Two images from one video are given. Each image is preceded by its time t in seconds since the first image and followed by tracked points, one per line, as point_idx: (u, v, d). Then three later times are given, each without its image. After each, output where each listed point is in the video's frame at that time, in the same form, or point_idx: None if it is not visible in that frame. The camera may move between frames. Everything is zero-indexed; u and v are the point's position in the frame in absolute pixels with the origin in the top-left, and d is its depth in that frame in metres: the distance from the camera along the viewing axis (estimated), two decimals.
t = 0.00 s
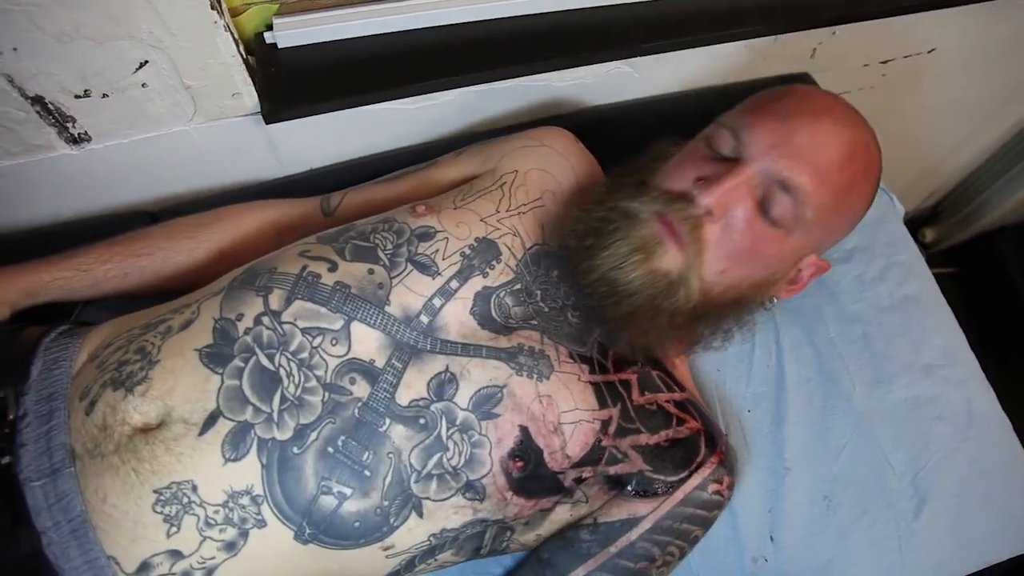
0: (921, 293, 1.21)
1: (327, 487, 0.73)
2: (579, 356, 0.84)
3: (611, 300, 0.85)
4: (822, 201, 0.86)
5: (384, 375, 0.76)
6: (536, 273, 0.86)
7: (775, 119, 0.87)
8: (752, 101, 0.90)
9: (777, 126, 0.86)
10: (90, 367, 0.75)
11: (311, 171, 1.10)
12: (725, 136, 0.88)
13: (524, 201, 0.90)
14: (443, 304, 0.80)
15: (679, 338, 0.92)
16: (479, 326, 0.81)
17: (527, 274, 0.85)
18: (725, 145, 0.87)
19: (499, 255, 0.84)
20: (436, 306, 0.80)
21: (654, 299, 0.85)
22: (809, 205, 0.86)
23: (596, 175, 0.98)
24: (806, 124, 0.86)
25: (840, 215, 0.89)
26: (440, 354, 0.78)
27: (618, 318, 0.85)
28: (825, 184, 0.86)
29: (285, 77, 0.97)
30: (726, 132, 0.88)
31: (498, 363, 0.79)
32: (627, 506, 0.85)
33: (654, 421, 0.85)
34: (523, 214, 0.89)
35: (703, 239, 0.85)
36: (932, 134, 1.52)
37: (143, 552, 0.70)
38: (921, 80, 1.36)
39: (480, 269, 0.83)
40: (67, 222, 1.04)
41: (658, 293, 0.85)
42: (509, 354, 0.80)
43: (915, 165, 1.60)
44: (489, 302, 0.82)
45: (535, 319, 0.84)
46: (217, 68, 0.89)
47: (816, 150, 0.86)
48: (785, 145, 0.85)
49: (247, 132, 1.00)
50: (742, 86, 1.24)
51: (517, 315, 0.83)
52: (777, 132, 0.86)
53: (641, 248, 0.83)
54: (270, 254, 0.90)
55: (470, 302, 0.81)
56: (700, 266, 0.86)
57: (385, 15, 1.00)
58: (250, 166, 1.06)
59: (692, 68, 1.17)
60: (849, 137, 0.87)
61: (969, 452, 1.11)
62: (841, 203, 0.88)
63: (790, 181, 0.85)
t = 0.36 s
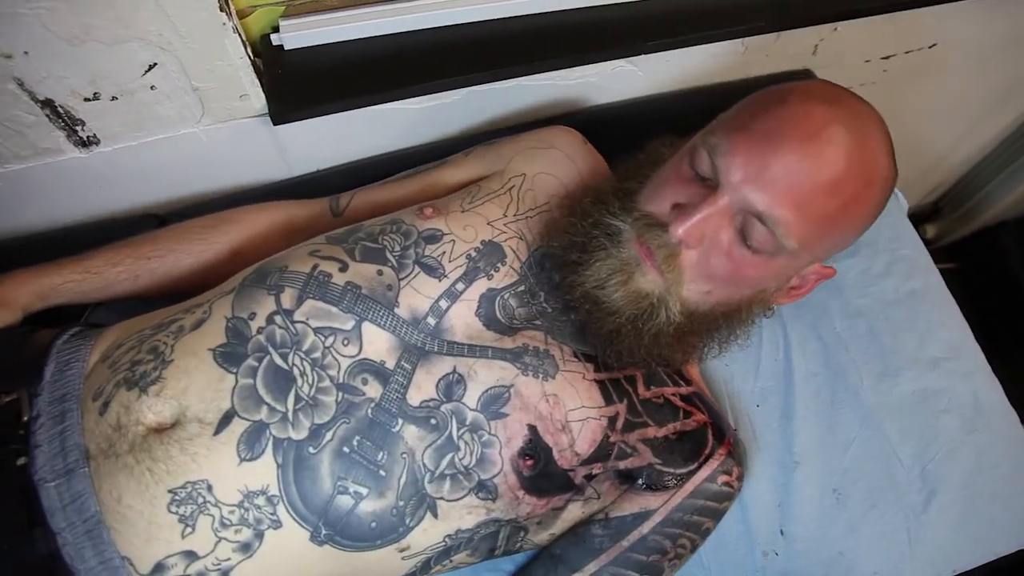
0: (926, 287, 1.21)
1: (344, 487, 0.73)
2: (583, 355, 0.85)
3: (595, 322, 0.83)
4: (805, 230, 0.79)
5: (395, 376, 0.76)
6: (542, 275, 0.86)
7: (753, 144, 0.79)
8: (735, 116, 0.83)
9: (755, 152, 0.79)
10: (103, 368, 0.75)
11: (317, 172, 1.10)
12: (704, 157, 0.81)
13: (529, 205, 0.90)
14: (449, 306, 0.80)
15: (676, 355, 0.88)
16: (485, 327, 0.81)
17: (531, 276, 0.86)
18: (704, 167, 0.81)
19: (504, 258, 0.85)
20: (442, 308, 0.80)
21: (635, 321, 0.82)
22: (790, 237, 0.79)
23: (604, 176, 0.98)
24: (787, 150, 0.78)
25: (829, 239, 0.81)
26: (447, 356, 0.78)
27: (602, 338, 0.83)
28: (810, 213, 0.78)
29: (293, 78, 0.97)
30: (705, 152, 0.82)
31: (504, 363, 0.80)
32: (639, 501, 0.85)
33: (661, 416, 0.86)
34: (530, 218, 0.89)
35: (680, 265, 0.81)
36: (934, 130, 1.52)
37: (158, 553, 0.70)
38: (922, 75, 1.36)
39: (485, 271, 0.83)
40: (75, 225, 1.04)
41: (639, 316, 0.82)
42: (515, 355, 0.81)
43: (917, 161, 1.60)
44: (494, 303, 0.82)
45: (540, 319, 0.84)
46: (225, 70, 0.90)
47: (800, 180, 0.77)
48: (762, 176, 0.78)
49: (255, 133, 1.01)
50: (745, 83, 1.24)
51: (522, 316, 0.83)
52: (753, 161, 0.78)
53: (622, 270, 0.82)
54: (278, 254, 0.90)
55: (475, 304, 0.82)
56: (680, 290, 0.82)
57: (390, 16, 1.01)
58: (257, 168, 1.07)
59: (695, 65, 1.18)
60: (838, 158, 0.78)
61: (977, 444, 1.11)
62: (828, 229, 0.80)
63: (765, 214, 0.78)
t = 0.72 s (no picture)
0: (931, 290, 1.21)
1: (352, 493, 0.73)
2: (590, 361, 0.84)
3: (606, 332, 0.83)
4: (818, 245, 0.79)
5: (401, 382, 0.76)
6: (549, 281, 0.86)
7: (768, 158, 0.79)
8: (749, 127, 0.82)
9: (769, 166, 0.79)
10: (108, 375, 0.75)
11: (321, 177, 1.10)
12: (718, 169, 0.81)
13: (535, 210, 0.90)
14: (456, 312, 0.80)
15: (684, 364, 0.88)
16: (491, 332, 0.81)
17: (537, 281, 0.85)
18: (718, 178, 0.81)
19: (509, 263, 0.85)
20: (448, 313, 0.80)
21: (647, 331, 0.82)
22: (803, 252, 0.79)
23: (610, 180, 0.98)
24: (801, 165, 0.78)
25: (841, 252, 0.82)
26: (454, 361, 0.78)
27: (613, 349, 0.83)
28: (824, 227, 0.79)
29: (297, 83, 0.97)
30: (719, 163, 0.81)
31: (511, 369, 0.80)
32: (646, 507, 0.85)
33: (668, 423, 0.85)
34: (534, 222, 0.89)
35: (693, 276, 0.81)
36: (936, 132, 1.52)
37: (164, 561, 0.70)
38: (924, 78, 1.36)
39: (491, 276, 0.83)
40: (78, 231, 1.04)
41: (652, 325, 0.82)
42: (521, 360, 0.80)
43: (919, 163, 1.60)
44: (500, 308, 0.82)
45: (546, 325, 0.84)
46: (228, 75, 0.90)
47: (815, 196, 0.78)
48: (777, 192, 0.78)
49: (258, 138, 1.01)
50: (748, 86, 1.24)
51: (528, 321, 0.83)
52: (768, 174, 0.78)
53: (635, 280, 0.81)
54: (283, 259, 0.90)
55: (481, 309, 0.81)
56: (693, 301, 0.82)
57: (394, 20, 1.00)
58: (261, 173, 1.06)
59: (698, 68, 1.17)
60: (851, 172, 0.79)
61: (982, 448, 1.11)
62: (841, 243, 0.80)
63: (779, 229, 0.78)
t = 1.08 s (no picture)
0: (928, 289, 1.22)
1: (354, 497, 0.73)
2: (591, 364, 0.85)
3: (607, 334, 0.83)
4: (819, 246, 0.80)
5: (403, 386, 0.76)
6: (549, 284, 0.86)
7: (769, 160, 0.79)
8: (750, 130, 0.83)
9: (771, 168, 0.79)
10: (110, 381, 0.75)
11: (320, 180, 1.10)
12: (720, 171, 0.82)
13: (534, 213, 0.90)
14: (456, 315, 0.80)
15: (685, 365, 0.88)
16: (493, 336, 0.81)
17: (538, 284, 0.86)
18: (720, 180, 0.82)
19: (510, 266, 0.85)
20: (449, 317, 0.80)
21: (649, 332, 0.82)
22: (804, 253, 0.79)
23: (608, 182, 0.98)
24: (803, 166, 0.78)
25: (841, 253, 0.82)
26: (456, 365, 0.78)
27: (616, 351, 0.83)
28: (825, 228, 0.79)
29: (295, 87, 0.98)
30: (721, 165, 0.82)
31: (512, 372, 0.80)
32: (647, 508, 0.85)
33: (669, 426, 0.86)
34: (534, 226, 0.89)
35: (695, 278, 0.81)
36: (933, 131, 1.53)
37: (168, 567, 0.70)
38: (921, 77, 1.37)
39: (491, 280, 0.83)
40: (78, 236, 1.04)
41: (654, 327, 0.82)
42: (522, 363, 0.81)
43: (917, 162, 1.61)
44: (500, 312, 0.83)
45: (547, 328, 0.84)
46: (227, 79, 0.90)
47: (816, 197, 0.78)
48: (778, 193, 0.78)
49: (257, 142, 1.01)
50: (746, 86, 1.24)
51: (529, 324, 0.84)
52: (770, 176, 0.79)
53: (637, 282, 0.82)
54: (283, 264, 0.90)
55: (482, 313, 0.82)
56: (695, 302, 0.83)
57: (392, 23, 1.00)
58: (260, 177, 1.07)
59: (695, 70, 1.18)
60: (852, 174, 0.79)
61: (980, 446, 1.12)
62: (841, 244, 0.81)
63: (781, 230, 0.78)
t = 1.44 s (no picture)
0: (927, 290, 1.22)
1: (355, 492, 0.74)
2: (590, 362, 0.85)
3: (607, 331, 0.83)
4: (818, 245, 0.80)
5: (404, 383, 0.77)
6: (549, 282, 0.87)
7: (771, 159, 0.80)
8: (751, 130, 0.84)
9: (773, 167, 0.80)
10: (114, 376, 0.76)
11: (323, 178, 1.11)
12: (721, 170, 0.82)
13: (535, 212, 0.91)
14: (457, 313, 0.81)
15: (684, 363, 0.88)
16: (493, 333, 0.82)
17: (538, 282, 0.86)
18: (721, 179, 0.82)
19: (510, 265, 0.85)
20: (450, 315, 0.81)
21: (648, 329, 0.83)
22: (803, 252, 0.80)
23: (607, 181, 0.99)
24: (804, 166, 0.79)
25: (840, 253, 0.83)
26: (456, 362, 0.79)
27: (615, 348, 0.84)
28: (825, 228, 0.80)
29: (297, 85, 0.98)
30: (723, 164, 0.82)
31: (512, 369, 0.81)
32: (645, 505, 0.86)
33: (667, 425, 0.86)
34: (534, 224, 0.90)
35: (695, 275, 0.82)
36: (933, 132, 1.53)
37: (170, 560, 0.71)
38: (921, 78, 1.37)
39: (492, 278, 0.84)
40: (81, 232, 1.04)
41: (653, 324, 0.83)
42: (522, 361, 0.81)
43: (917, 163, 1.61)
44: (501, 310, 0.83)
45: (547, 326, 0.85)
46: (229, 78, 0.90)
47: (817, 197, 0.79)
48: (779, 192, 0.79)
49: (259, 140, 1.01)
50: (747, 87, 1.25)
51: (529, 323, 0.84)
52: (771, 175, 0.79)
53: (638, 279, 0.82)
54: (285, 261, 0.90)
55: (483, 311, 0.82)
56: (694, 300, 0.83)
57: (393, 22, 1.01)
58: (263, 174, 1.07)
59: (697, 70, 1.19)
60: (852, 174, 0.80)
61: (977, 446, 1.12)
62: (840, 244, 0.81)
63: (781, 229, 0.79)
